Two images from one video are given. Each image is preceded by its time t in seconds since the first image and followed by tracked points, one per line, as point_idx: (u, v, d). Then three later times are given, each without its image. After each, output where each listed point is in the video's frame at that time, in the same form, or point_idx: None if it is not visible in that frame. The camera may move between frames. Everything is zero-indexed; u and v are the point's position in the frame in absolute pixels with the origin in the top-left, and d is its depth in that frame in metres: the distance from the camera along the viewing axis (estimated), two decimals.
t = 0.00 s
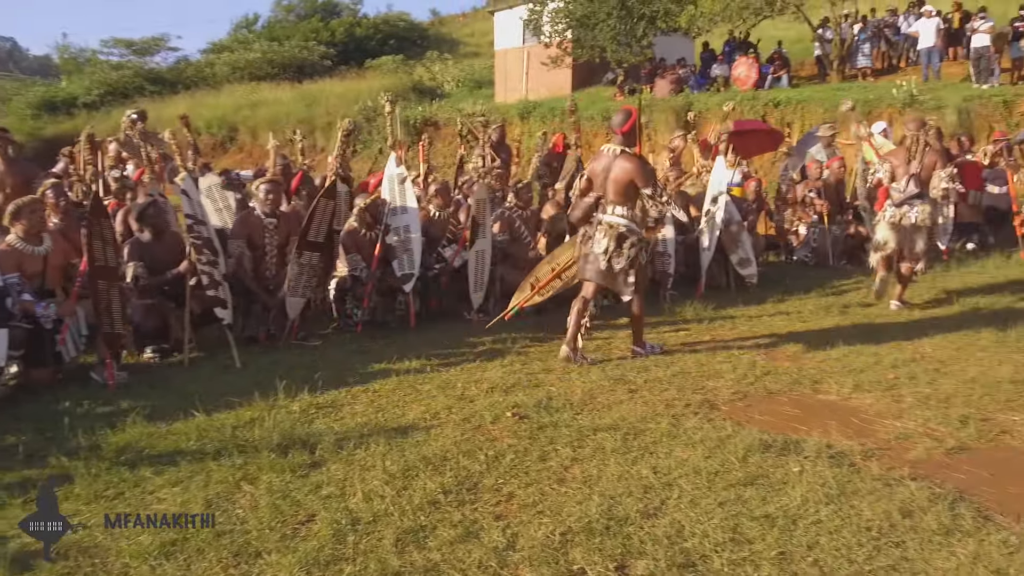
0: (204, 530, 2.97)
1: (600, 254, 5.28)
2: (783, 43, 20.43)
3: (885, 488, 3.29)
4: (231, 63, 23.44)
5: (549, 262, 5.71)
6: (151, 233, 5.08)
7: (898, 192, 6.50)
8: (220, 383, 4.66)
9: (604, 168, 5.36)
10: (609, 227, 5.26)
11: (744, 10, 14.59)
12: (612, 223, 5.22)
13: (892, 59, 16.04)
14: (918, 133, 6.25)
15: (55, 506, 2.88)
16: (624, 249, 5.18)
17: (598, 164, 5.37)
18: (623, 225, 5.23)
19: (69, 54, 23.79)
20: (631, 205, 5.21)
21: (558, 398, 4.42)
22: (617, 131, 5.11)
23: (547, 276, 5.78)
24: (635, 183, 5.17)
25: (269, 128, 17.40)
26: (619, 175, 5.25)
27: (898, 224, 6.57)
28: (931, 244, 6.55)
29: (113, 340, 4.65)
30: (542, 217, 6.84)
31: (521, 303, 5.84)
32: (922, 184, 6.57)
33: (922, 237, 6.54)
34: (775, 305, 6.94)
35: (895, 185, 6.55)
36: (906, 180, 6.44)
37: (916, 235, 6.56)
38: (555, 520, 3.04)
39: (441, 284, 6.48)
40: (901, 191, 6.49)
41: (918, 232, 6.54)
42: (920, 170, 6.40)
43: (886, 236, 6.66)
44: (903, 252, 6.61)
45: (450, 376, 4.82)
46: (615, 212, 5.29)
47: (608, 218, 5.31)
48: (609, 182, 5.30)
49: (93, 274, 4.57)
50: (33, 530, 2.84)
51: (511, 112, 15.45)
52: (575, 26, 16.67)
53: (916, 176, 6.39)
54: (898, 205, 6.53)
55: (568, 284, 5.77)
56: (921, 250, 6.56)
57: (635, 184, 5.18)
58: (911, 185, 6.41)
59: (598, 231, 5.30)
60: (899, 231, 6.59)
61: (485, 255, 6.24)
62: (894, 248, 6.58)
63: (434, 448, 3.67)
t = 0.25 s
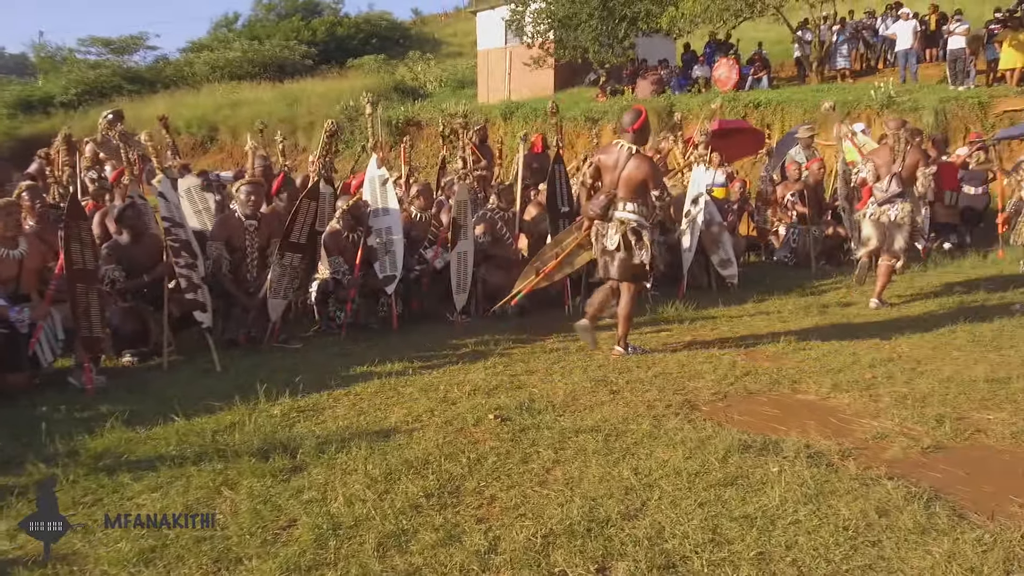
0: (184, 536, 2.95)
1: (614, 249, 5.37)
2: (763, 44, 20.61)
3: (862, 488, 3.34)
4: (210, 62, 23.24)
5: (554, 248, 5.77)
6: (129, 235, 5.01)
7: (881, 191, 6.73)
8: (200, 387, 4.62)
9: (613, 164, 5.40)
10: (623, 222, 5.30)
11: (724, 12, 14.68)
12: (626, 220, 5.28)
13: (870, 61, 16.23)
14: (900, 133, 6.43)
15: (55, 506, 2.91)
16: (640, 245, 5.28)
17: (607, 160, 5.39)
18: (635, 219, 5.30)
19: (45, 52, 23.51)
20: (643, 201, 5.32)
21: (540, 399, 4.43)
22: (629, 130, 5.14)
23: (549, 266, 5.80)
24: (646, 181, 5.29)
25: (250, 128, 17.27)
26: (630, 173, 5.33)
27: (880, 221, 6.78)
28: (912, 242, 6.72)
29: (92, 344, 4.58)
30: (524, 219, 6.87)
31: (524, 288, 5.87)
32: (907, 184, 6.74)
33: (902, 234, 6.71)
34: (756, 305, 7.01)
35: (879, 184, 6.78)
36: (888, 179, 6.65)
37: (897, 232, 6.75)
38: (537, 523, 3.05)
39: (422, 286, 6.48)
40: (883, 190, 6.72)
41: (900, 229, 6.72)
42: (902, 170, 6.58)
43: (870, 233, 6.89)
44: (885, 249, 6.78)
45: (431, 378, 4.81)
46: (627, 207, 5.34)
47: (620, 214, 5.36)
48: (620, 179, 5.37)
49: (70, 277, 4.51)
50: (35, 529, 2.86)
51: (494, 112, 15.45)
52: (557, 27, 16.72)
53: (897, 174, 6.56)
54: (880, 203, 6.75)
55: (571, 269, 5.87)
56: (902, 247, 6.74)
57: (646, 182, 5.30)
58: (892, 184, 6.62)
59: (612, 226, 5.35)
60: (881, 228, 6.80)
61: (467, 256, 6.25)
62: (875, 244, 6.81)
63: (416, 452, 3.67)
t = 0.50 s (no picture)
0: (181, 542, 2.95)
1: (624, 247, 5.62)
2: (759, 45, 20.66)
3: (857, 492, 3.36)
4: (205, 62, 23.20)
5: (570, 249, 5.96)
6: (124, 239, 4.96)
7: (878, 193, 6.80)
8: (196, 391, 4.61)
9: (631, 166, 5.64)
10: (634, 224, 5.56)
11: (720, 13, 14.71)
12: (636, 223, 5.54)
13: (865, 62, 16.28)
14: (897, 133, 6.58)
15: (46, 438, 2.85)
16: (647, 244, 5.51)
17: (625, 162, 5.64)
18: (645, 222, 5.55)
19: (39, 52, 23.44)
20: (656, 205, 5.55)
21: (536, 403, 4.44)
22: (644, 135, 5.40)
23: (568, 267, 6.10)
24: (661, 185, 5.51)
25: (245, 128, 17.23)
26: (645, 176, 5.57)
27: (876, 222, 6.83)
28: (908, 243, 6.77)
29: (88, 348, 4.57)
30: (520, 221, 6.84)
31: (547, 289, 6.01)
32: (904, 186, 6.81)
33: (899, 235, 6.75)
34: (751, 307, 7.03)
35: (876, 186, 6.85)
36: (885, 181, 6.73)
37: (893, 234, 6.79)
38: (533, 528, 3.06)
39: (418, 288, 6.50)
40: (880, 192, 6.79)
41: (897, 230, 6.75)
42: (898, 171, 6.68)
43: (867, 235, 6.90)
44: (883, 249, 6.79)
45: (427, 382, 4.81)
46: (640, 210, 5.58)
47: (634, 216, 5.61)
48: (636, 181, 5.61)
49: (67, 282, 4.49)
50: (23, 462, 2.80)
51: (489, 113, 15.45)
52: (553, 28, 16.74)
53: (894, 174, 6.66)
54: (876, 204, 6.82)
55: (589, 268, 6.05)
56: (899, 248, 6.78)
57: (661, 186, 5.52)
58: (889, 185, 6.70)
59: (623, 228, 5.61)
60: (877, 230, 6.85)
61: (463, 259, 6.25)
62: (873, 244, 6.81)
63: (412, 456, 3.67)
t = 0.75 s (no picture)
0: (180, 547, 2.95)
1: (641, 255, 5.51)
2: (758, 46, 20.66)
3: (856, 497, 3.36)
4: (206, 63, 23.21)
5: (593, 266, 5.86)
6: (123, 242, 4.99)
7: (879, 197, 6.86)
8: (195, 394, 4.62)
9: (648, 173, 5.52)
10: (650, 231, 5.46)
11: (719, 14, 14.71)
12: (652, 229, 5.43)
13: (865, 63, 16.28)
14: (902, 138, 6.70)
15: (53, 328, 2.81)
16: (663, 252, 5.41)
17: (642, 170, 5.52)
18: (661, 228, 5.43)
19: (39, 52, 23.46)
20: (672, 211, 5.42)
21: (535, 407, 4.44)
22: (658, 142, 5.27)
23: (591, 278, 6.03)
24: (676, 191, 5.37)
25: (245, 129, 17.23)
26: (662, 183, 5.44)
27: (879, 224, 6.89)
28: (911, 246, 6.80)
29: (87, 351, 4.58)
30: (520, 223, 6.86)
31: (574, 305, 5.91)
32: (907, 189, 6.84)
33: (901, 237, 6.79)
34: (751, 310, 7.02)
35: (879, 190, 6.91)
36: (887, 184, 6.80)
37: (896, 236, 6.83)
38: (531, 533, 3.06)
39: (417, 291, 6.50)
40: (882, 196, 6.85)
41: (899, 232, 6.80)
42: (901, 175, 6.77)
43: (869, 237, 6.99)
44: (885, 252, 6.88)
45: (426, 386, 4.82)
46: (656, 217, 5.47)
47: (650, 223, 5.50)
48: (653, 188, 5.49)
49: (65, 285, 4.51)
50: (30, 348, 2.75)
51: (490, 114, 15.44)
52: (553, 29, 16.75)
53: (897, 178, 6.75)
54: (879, 207, 6.88)
55: (613, 283, 5.94)
56: (901, 250, 6.81)
57: (677, 192, 5.38)
58: (890, 188, 6.76)
59: (639, 235, 5.53)
60: (880, 232, 6.90)
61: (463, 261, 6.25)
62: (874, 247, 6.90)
63: (411, 461, 3.68)
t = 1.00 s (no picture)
0: (179, 552, 2.96)
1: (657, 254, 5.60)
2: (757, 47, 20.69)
3: (852, 502, 3.37)
4: (204, 63, 23.21)
5: (613, 267, 6.05)
6: (122, 246, 5.03)
7: (884, 192, 6.97)
8: (194, 398, 4.62)
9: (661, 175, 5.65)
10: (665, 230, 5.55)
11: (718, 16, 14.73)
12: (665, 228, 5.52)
13: (863, 64, 16.30)
14: (909, 135, 6.82)
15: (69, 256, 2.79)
16: (677, 250, 5.48)
17: (656, 172, 5.66)
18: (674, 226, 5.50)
19: (37, 53, 23.46)
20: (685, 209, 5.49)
21: (534, 411, 4.45)
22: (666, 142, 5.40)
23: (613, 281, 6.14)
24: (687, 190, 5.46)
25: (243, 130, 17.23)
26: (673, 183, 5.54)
27: (881, 219, 6.96)
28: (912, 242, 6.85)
29: (86, 356, 4.59)
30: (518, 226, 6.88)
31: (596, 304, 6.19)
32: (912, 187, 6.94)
33: (902, 233, 6.84)
34: (748, 312, 7.04)
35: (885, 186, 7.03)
36: (893, 180, 6.92)
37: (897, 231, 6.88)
38: (530, 539, 3.08)
39: (416, 294, 6.50)
40: (887, 191, 6.96)
41: (900, 228, 6.85)
42: (905, 171, 6.87)
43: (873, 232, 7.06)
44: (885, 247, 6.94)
45: (424, 390, 4.82)
46: (671, 216, 5.54)
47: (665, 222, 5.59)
48: (666, 188, 5.60)
49: (64, 289, 4.51)
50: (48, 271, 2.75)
51: (488, 115, 15.44)
52: (551, 30, 16.78)
53: (901, 173, 6.85)
54: (883, 202, 6.98)
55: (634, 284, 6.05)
56: (902, 245, 6.87)
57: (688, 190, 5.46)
58: (895, 183, 6.87)
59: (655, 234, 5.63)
60: (882, 227, 6.96)
61: (462, 264, 6.26)
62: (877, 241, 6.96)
63: (410, 465, 3.69)
